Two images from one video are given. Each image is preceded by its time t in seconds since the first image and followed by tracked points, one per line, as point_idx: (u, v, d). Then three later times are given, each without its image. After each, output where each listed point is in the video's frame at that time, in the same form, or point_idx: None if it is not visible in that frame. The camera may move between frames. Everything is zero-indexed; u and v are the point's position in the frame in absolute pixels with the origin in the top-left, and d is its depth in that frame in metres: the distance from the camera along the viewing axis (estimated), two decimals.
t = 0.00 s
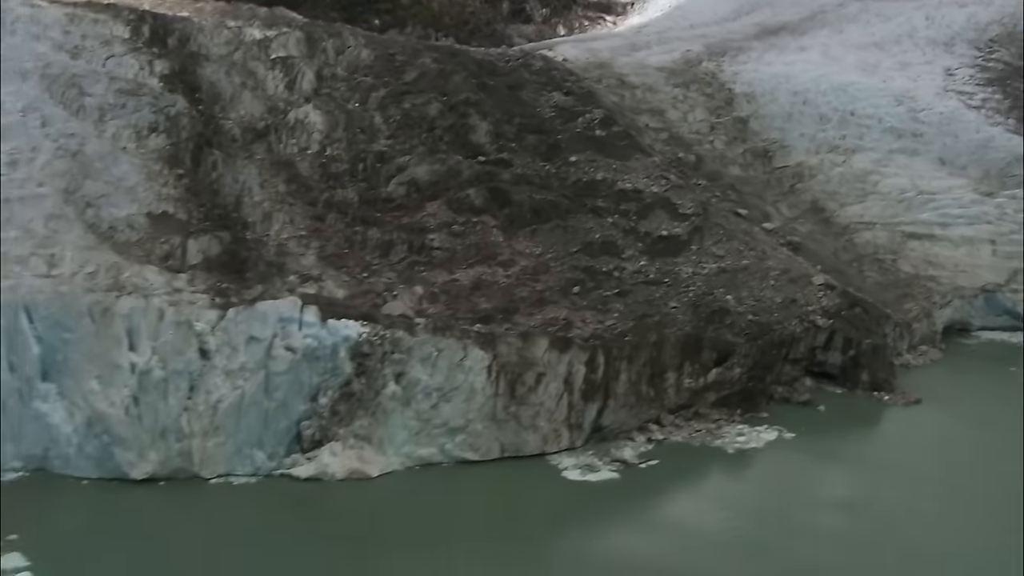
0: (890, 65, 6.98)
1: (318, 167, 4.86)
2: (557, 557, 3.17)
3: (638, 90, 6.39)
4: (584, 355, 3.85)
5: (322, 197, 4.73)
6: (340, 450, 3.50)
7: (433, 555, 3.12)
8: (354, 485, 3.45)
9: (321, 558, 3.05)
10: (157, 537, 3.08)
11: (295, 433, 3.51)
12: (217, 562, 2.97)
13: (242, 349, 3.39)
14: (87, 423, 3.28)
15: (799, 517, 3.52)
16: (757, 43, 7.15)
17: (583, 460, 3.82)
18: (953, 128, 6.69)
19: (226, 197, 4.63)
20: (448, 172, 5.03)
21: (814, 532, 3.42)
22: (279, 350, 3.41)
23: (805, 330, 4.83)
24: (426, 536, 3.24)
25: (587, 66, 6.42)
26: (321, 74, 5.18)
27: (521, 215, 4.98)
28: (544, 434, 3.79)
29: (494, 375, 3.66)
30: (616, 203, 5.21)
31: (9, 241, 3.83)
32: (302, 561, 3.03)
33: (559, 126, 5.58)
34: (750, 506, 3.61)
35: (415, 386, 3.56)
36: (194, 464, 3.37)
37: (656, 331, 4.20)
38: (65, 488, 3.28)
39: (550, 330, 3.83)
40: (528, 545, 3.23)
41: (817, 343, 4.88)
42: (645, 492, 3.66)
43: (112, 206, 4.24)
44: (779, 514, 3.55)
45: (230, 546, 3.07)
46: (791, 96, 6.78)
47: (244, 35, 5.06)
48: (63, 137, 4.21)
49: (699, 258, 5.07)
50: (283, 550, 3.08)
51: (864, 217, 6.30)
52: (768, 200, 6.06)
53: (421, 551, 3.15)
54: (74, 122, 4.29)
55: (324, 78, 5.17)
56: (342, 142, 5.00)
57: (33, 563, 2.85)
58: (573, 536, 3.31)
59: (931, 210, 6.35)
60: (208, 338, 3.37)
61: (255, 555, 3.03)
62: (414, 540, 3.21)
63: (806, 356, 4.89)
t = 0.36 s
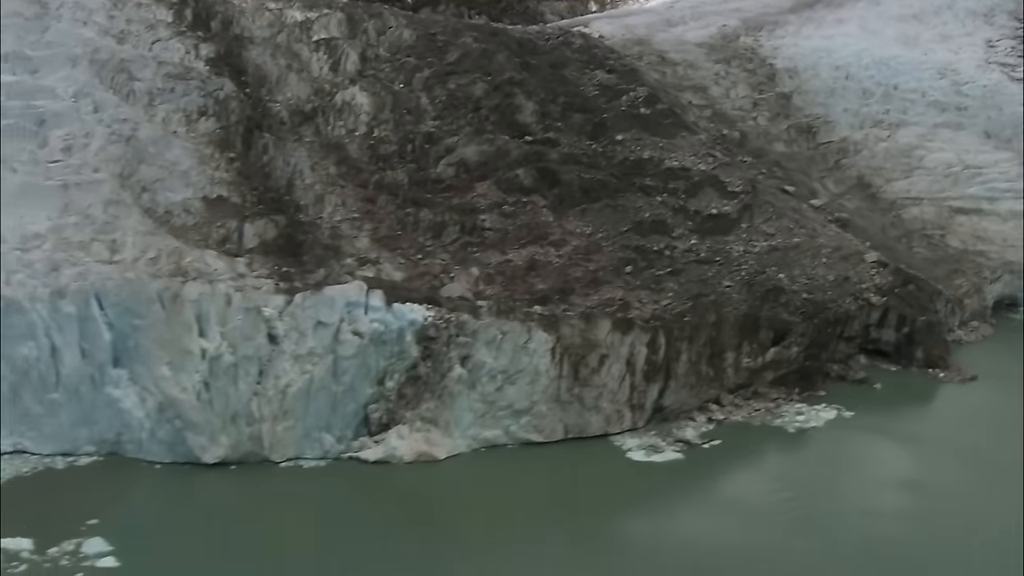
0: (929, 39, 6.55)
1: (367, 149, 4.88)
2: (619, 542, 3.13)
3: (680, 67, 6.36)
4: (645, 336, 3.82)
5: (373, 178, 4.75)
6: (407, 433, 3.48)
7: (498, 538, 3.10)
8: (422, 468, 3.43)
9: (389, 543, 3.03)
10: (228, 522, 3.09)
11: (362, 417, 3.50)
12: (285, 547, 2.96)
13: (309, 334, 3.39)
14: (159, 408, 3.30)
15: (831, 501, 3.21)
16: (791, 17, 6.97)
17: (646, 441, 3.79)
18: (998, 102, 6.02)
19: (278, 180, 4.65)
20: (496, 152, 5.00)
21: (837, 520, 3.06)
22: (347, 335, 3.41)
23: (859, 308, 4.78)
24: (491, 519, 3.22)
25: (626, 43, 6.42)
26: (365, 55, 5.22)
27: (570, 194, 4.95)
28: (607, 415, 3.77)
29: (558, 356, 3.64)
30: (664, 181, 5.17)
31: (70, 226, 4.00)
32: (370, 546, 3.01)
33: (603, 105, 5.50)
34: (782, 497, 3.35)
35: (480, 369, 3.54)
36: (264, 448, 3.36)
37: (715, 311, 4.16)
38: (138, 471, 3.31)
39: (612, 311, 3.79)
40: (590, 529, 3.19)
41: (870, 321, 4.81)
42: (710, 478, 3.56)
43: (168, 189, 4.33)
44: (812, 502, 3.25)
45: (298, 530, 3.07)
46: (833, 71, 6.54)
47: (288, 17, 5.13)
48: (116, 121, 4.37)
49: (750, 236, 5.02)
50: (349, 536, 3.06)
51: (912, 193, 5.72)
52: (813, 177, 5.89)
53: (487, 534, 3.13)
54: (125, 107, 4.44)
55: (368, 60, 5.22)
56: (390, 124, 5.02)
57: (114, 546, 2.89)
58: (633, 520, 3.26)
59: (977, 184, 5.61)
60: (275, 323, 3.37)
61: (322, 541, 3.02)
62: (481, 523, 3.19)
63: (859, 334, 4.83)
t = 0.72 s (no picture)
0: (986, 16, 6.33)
1: (412, 136, 4.87)
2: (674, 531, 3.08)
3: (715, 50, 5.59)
4: (702, 323, 3.79)
5: (418, 164, 4.76)
6: (469, 421, 3.50)
7: (559, 525, 3.08)
8: (485, 457, 3.44)
9: (452, 532, 3.02)
10: (293, 513, 3.10)
11: (424, 405, 3.51)
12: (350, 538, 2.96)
13: (372, 324, 3.37)
14: (224, 398, 3.32)
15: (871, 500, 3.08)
16: None
17: (704, 427, 3.79)
18: None
19: (324, 167, 4.65)
20: (541, 138, 5.00)
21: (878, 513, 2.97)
22: (409, 324, 3.40)
23: (908, 291, 4.85)
24: (549, 507, 3.20)
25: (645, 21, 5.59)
26: (404, 41, 5.15)
27: (616, 178, 4.93)
28: (663, 401, 3.77)
29: (617, 344, 3.63)
30: (709, 165, 5.14)
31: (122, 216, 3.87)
32: (434, 535, 3.01)
33: (644, 89, 5.39)
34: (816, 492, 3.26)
35: (541, 357, 3.53)
36: (328, 437, 3.40)
37: (771, 296, 4.11)
38: (204, 464, 3.33)
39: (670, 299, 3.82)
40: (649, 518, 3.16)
41: (920, 304, 4.87)
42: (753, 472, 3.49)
43: (217, 178, 4.28)
44: (846, 495, 3.16)
45: (361, 520, 3.07)
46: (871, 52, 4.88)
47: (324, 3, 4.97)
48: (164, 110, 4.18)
49: (796, 220, 5.00)
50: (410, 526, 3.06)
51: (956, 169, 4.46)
52: (854, 158, 5.21)
53: (548, 521, 3.11)
54: (170, 96, 4.21)
55: (408, 45, 5.15)
56: (432, 110, 5.02)
57: (188, 538, 2.91)
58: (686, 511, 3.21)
59: None
60: (338, 314, 3.36)
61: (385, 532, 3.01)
62: (543, 510, 3.18)
63: (910, 317, 4.90)
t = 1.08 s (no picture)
0: None
1: (455, 116, 4.79)
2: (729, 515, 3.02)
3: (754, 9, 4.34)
4: (756, 305, 3.74)
5: (461, 146, 4.72)
6: (527, 404, 3.49)
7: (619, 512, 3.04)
8: (545, 441, 3.43)
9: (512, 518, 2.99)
10: (348, 502, 3.06)
11: (482, 388, 3.50)
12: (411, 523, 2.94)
13: (430, 308, 3.35)
14: (284, 382, 3.32)
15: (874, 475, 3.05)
16: None
17: (759, 409, 3.75)
18: None
19: (368, 149, 4.68)
20: (583, 119, 4.91)
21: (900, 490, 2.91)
22: (468, 308, 3.37)
23: (957, 273, 4.77)
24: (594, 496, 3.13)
25: None
26: (443, 21, 4.72)
27: (658, 159, 4.81)
28: (720, 383, 3.73)
29: (673, 327, 3.60)
30: (751, 145, 4.78)
31: (173, 201, 4.15)
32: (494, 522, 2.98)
33: (681, 69, 4.60)
34: (862, 469, 3.14)
35: (598, 340, 3.52)
36: (388, 421, 3.37)
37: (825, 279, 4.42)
38: (265, 447, 3.33)
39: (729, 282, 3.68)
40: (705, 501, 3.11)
41: (968, 285, 4.79)
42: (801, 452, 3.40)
43: (263, 161, 4.39)
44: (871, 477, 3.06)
45: (421, 508, 3.05)
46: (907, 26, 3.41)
47: None
48: (207, 96, 4.34)
49: (840, 201, 4.75)
50: (468, 513, 3.02)
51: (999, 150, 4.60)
52: (897, 139, 4.61)
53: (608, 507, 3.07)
54: (212, 80, 4.36)
55: (446, 25, 4.73)
56: (473, 91, 4.86)
57: (257, 523, 2.92)
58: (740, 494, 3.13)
59: None
60: (397, 298, 3.33)
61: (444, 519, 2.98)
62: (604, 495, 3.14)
63: (957, 297, 4.78)
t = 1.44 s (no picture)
0: None
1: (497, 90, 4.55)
2: (778, 488, 3.00)
3: None
4: (813, 284, 3.69)
5: (504, 120, 4.51)
6: (585, 382, 3.47)
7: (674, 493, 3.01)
8: (605, 418, 3.42)
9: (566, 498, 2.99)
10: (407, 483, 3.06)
11: (541, 366, 3.48)
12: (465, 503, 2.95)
13: (491, 287, 3.34)
14: (344, 360, 3.31)
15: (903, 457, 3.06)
16: None
17: (815, 388, 3.71)
18: None
19: (413, 123, 4.53)
20: (629, 93, 4.59)
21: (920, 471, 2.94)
22: (528, 287, 3.36)
23: (1009, 250, 4.62)
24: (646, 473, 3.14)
25: None
26: None
27: (704, 134, 4.54)
28: (775, 361, 3.71)
29: (730, 305, 3.57)
30: (799, 121, 4.54)
31: (224, 178, 4.17)
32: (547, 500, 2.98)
33: (725, 44, 4.43)
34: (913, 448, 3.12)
35: (656, 319, 3.49)
36: (447, 399, 3.38)
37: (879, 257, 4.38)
38: (325, 425, 3.33)
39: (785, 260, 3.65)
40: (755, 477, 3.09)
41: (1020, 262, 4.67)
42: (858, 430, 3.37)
43: (309, 136, 4.36)
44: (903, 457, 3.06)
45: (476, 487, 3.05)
46: None
47: None
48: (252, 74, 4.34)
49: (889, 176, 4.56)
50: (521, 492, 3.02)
51: None
52: (941, 112, 4.62)
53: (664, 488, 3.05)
54: (254, 54, 4.35)
55: None
56: (516, 65, 4.52)
57: (324, 501, 2.93)
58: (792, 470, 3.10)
59: None
60: (457, 277, 3.31)
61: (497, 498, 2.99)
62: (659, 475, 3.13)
63: (1009, 274, 4.65)
